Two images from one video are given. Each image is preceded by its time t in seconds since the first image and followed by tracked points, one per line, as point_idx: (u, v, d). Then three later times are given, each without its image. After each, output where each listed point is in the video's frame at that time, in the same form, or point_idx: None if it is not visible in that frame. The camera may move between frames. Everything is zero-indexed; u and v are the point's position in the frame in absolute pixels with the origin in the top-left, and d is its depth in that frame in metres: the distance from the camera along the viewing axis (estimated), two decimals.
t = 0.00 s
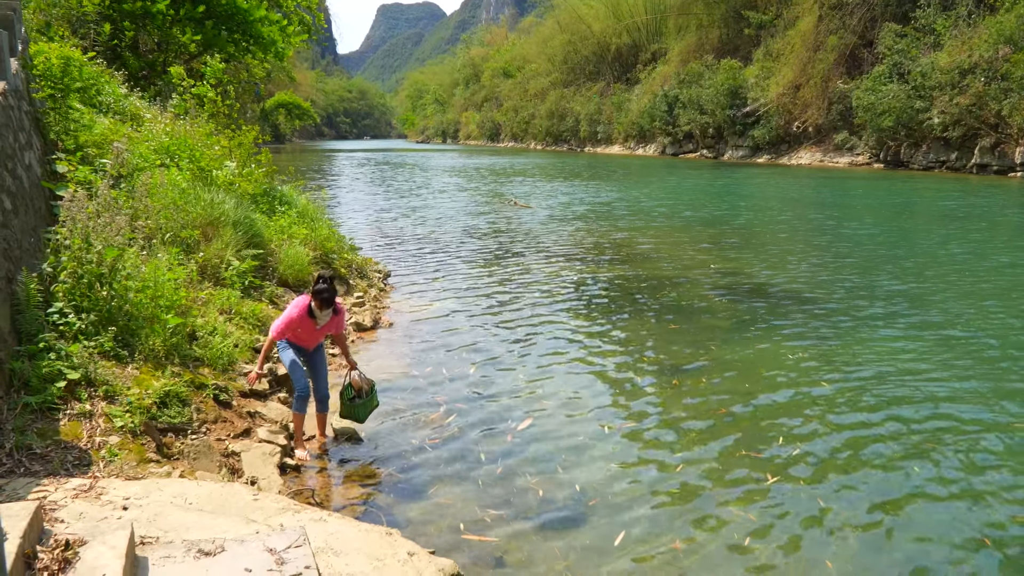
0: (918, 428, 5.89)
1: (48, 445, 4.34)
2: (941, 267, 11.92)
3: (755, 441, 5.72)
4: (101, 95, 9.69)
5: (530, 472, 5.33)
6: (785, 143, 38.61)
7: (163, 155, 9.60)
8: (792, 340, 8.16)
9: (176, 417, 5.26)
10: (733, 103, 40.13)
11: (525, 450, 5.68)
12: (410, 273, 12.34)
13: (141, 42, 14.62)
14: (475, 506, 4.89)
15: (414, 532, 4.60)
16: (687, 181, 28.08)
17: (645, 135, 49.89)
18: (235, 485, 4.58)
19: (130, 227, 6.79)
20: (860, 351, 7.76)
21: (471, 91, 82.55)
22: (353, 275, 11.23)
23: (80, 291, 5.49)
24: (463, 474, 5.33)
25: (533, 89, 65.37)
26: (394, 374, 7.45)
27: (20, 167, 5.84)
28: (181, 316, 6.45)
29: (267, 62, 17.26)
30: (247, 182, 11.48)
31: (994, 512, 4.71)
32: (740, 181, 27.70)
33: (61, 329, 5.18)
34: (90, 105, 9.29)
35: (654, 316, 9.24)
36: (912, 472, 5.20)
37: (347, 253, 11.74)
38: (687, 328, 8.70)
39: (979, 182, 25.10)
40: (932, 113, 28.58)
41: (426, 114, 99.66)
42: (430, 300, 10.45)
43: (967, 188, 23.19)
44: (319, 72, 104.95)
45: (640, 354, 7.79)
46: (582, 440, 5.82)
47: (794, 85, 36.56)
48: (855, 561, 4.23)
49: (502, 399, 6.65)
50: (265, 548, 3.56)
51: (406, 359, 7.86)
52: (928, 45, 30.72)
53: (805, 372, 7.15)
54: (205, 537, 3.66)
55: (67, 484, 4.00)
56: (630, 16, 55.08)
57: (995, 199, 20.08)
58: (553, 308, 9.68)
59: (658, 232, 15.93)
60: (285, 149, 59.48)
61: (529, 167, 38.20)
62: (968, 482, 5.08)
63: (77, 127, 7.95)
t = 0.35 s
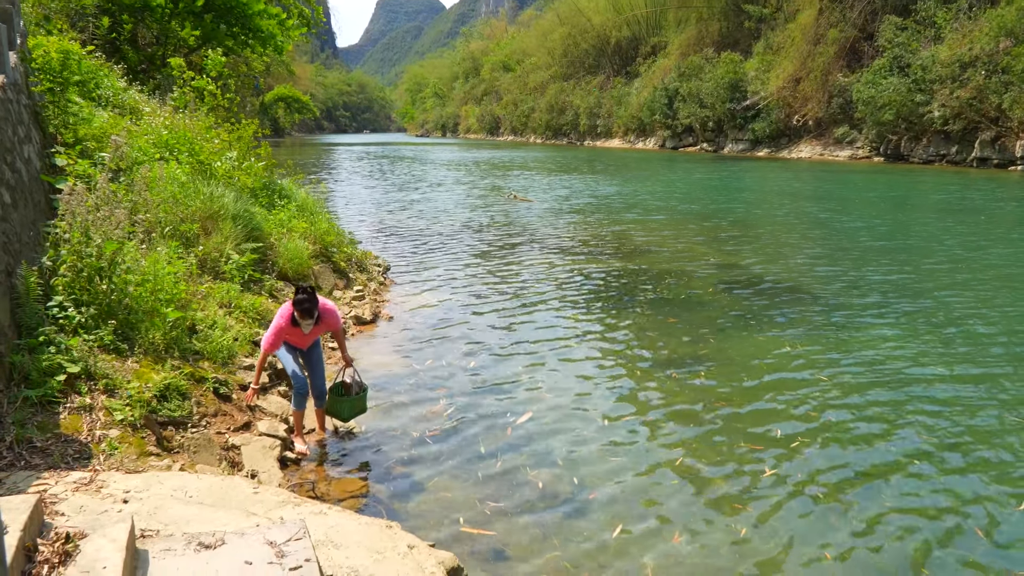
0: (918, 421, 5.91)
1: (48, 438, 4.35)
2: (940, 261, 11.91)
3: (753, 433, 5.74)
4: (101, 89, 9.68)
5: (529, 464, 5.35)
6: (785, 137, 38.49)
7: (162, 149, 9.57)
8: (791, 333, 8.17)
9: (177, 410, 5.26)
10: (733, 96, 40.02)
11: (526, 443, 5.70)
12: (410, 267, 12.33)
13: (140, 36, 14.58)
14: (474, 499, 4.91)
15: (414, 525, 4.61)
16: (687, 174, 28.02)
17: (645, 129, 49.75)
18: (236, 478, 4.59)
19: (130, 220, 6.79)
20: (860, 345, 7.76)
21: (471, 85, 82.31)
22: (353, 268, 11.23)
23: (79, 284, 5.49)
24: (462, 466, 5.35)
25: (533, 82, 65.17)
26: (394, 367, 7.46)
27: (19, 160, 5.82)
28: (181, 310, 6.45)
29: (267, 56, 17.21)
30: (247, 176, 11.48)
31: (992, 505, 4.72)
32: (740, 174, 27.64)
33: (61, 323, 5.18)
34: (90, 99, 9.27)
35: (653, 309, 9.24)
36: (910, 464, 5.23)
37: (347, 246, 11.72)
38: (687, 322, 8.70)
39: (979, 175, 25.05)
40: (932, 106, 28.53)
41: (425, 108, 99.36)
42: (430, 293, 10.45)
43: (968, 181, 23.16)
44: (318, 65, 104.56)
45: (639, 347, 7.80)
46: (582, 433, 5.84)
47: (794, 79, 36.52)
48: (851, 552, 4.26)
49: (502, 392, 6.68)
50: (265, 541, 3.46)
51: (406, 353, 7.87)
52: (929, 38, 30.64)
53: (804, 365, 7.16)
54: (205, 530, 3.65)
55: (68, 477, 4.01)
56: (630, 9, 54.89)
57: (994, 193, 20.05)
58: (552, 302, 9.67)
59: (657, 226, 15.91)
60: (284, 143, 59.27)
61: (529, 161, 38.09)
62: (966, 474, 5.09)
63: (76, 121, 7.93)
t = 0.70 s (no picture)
0: (920, 414, 5.89)
1: (49, 430, 4.35)
2: (941, 254, 11.88)
3: (751, 424, 5.76)
4: (101, 82, 9.65)
5: (530, 457, 5.35)
6: (786, 130, 38.34)
7: (162, 141, 9.54)
8: (792, 326, 8.15)
9: (177, 403, 5.27)
10: (734, 89, 39.87)
11: (527, 436, 5.69)
12: (411, 260, 12.31)
13: (140, 28, 14.53)
14: (475, 492, 4.91)
15: (414, 518, 4.62)
16: (688, 167, 27.95)
17: (646, 122, 49.56)
18: (237, 471, 4.59)
19: (130, 213, 6.77)
20: (861, 338, 7.73)
21: (471, 77, 82.04)
22: (353, 262, 11.22)
23: (80, 277, 5.48)
24: (463, 459, 5.36)
25: (533, 75, 64.93)
26: (394, 360, 7.46)
27: (19, 153, 5.80)
28: (182, 303, 6.44)
29: (267, 49, 17.15)
30: (247, 168, 11.46)
31: (991, 497, 4.72)
32: (741, 167, 27.56)
33: (62, 316, 5.18)
34: (90, 92, 9.25)
35: (654, 303, 9.23)
36: (911, 457, 5.22)
37: (347, 239, 11.70)
38: (688, 315, 8.68)
39: (981, 169, 24.99)
40: (934, 99, 28.43)
41: (426, 101, 99.08)
42: (430, 286, 10.43)
43: (969, 175, 23.09)
44: (318, 58, 104.21)
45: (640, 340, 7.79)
46: (582, 426, 5.83)
47: (795, 71, 36.37)
48: (849, 543, 4.28)
49: (502, 384, 6.68)
50: (266, 533, 3.45)
51: (406, 346, 7.86)
52: (930, 31, 30.53)
53: (805, 358, 7.14)
54: (205, 522, 3.66)
55: (69, 470, 4.01)
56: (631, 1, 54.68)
57: (996, 186, 20.00)
58: (553, 295, 9.66)
59: (658, 219, 15.88)
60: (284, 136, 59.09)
61: (529, 154, 37.97)
62: (966, 466, 5.09)
63: (75, 113, 7.90)
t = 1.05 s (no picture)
0: (920, 405, 5.88)
1: (50, 423, 4.35)
2: (941, 246, 11.86)
3: (753, 417, 5.75)
4: (101, 74, 9.62)
5: (530, 449, 5.36)
6: (787, 123, 38.19)
7: (162, 134, 9.51)
8: (792, 319, 8.13)
9: (178, 396, 5.26)
10: (735, 81, 39.73)
11: (527, 428, 5.69)
12: (411, 253, 12.29)
13: (139, 21, 14.49)
14: (475, 485, 4.91)
15: (414, 511, 4.61)
16: (688, 160, 27.87)
17: (647, 115, 49.39)
18: (237, 464, 4.59)
19: (130, 206, 6.76)
20: (861, 330, 7.72)
21: (471, 70, 81.81)
22: (354, 255, 11.19)
23: (80, 270, 5.47)
24: (463, 452, 5.35)
25: (534, 68, 64.76)
26: (394, 353, 7.45)
27: (19, 146, 5.79)
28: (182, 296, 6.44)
29: (266, 42, 17.10)
30: (247, 161, 11.45)
31: (992, 489, 4.72)
32: (742, 160, 27.48)
33: (63, 309, 5.17)
34: (90, 85, 9.22)
35: (655, 295, 9.21)
36: (911, 448, 5.21)
37: (347, 232, 11.68)
38: (688, 307, 8.66)
39: (981, 161, 24.93)
40: (934, 91, 28.34)
41: (426, 94, 98.81)
42: (431, 279, 10.41)
43: (970, 167, 23.04)
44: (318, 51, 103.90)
45: (640, 332, 7.78)
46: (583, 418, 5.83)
47: (796, 64, 36.25)
48: (848, 534, 4.28)
49: (503, 377, 6.67)
50: (267, 526, 3.45)
51: (407, 339, 7.85)
52: (931, 23, 30.43)
53: (806, 351, 7.13)
54: (206, 515, 3.65)
55: (70, 462, 4.01)
56: None
57: (997, 178, 19.95)
58: (554, 287, 9.63)
59: (659, 212, 15.84)
60: (284, 129, 58.93)
61: (529, 146, 37.86)
62: (969, 459, 5.07)
63: (75, 106, 7.87)
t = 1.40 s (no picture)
0: (920, 400, 5.88)
1: (52, 417, 4.35)
2: (942, 240, 11.84)
3: (753, 410, 5.75)
4: (101, 68, 9.60)
5: (529, 443, 5.36)
6: (788, 116, 38.05)
7: (163, 129, 9.50)
8: (792, 312, 8.12)
9: (179, 390, 5.26)
10: (736, 75, 39.61)
11: (526, 422, 5.69)
12: (413, 247, 12.27)
13: (139, 15, 14.44)
14: (475, 478, 4.92)
15: (414, 504, 4.62)
16: (689, 153, 27.80)
17: (648, 109, 49.24)
18: (239, 458, 4.60)
19: (130, 201, 6.75)
20: (861, 324, 7.72)
21: (471, 65, 81.62)
22: (355, 249, 11.19)
23: (81, 264, 5.46)
24: (463, 445, 5.36)
25: (534, 62, 64.59)
26: (395, 346, 7.45)
27: (19, 140, 5.78)
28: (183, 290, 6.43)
29: (266, 37, 17.05)
30: (248, 155, 11.42)
31: (992, 483, 4.72)
32: (743, 154, 27.40)
33: (63, 303, 5.17)
34: (91, 79, 9.20)
35: (655, 289, 9.20)
36: (912, 442, 5.21)
37: (348, 226, 11.66)
38: (688, 301, 8.65)
39: (982, 155, 24.87)
40: (936, 84, 28.25)
41: (426, 88, 98.58)
42: (432, 273, 10.39)
43: (971, 160, 22.98)
44: (318, 45, 103.65)
45: (640, 326, 7.78)
46: (583, 412, 5.83)
47: (797, 57, 36.15)
48: (845, 527, 4.28)
49: (503, 371, 6.67)
50: (268, 519, 3.45)
51: (407, 333, 7.84)
52: (932, 16, 30.34)
53: (807, 344, 7.12)
54: (207, 509, 3.66)
55: (71, 456, 4.02)
56: None
57: (998, 172, 19.89)
58: (554, 282, 9.62)
59: (660, 206, 15.81)
60: (285, 123, 58.83)
61: (530, 141, 37.77)
62: (969, 453, 5.06)
63: (76, 100, 7.84)
